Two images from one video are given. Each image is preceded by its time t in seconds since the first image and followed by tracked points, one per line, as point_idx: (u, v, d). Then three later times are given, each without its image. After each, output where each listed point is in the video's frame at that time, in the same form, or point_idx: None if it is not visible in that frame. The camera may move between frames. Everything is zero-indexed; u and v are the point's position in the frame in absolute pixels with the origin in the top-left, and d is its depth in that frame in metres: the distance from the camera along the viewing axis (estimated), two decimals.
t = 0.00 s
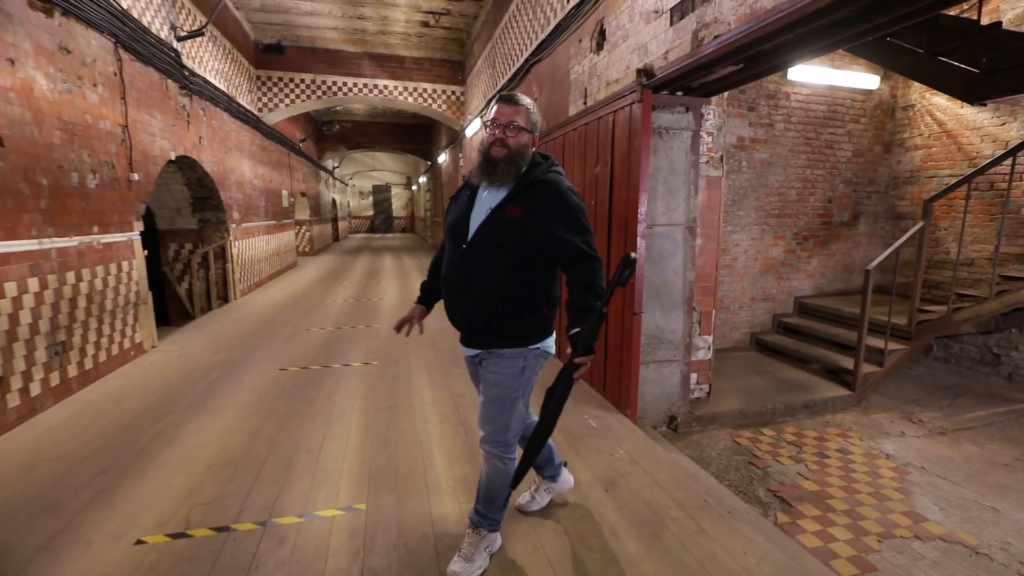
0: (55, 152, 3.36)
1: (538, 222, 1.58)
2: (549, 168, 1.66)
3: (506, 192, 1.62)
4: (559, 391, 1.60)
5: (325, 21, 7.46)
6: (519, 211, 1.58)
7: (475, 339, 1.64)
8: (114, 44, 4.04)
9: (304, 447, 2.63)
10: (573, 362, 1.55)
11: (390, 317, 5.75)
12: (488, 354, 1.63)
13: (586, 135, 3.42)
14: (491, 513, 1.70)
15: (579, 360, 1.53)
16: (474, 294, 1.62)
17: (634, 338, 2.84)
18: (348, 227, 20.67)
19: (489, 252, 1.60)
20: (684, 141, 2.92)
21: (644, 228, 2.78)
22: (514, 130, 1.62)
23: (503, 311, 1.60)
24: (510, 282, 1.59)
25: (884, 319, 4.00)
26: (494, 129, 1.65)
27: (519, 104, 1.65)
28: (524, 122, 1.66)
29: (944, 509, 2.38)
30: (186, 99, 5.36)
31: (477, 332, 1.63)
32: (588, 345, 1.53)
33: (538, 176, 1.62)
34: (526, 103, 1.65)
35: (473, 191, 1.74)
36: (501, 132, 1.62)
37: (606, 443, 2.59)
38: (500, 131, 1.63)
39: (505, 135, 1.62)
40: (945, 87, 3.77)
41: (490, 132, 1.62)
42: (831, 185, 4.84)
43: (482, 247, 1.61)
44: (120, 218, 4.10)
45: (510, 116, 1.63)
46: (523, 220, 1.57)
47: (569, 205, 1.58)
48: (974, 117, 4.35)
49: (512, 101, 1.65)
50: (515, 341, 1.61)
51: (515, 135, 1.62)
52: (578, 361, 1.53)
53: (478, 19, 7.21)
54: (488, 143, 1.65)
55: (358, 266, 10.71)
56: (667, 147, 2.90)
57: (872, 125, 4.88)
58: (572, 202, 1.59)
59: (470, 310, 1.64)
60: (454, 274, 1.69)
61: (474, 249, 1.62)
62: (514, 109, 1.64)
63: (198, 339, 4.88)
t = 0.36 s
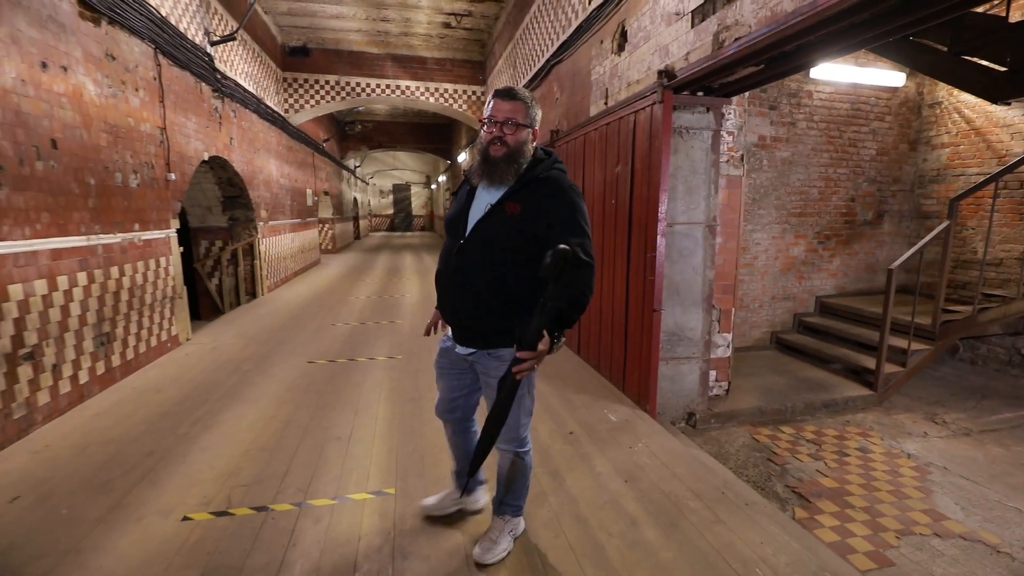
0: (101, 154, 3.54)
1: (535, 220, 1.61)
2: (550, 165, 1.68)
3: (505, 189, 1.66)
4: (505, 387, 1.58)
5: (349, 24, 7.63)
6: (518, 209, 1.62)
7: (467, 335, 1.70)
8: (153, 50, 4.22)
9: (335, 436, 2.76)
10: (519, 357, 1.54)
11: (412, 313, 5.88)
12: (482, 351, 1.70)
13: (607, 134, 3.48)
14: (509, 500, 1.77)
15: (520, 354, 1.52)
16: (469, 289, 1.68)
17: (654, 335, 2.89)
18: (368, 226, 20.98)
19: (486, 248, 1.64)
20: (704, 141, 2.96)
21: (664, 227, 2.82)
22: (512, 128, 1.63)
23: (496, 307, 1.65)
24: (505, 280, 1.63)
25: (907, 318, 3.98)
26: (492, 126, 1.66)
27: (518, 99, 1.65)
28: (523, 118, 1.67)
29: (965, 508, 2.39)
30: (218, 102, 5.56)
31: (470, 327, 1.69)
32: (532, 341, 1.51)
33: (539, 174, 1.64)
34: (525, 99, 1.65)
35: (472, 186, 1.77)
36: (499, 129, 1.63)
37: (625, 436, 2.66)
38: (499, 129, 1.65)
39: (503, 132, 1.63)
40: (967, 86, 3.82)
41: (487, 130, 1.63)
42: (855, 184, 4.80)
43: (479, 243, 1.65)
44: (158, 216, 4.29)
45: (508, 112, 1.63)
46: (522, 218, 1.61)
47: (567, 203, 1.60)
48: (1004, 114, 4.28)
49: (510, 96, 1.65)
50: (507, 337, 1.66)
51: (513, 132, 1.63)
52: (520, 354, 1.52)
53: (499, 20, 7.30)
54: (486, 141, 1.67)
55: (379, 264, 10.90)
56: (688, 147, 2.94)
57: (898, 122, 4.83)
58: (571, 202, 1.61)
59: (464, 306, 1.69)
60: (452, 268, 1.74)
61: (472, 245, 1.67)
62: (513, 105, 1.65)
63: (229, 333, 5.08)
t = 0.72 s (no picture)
0: (150, 155, 3.75)
1: (548, 217, 1.66)
2: (552, 160, 1.73)
3: (514, 187, 1.67)
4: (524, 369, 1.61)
5: (379, 25, 7.79)
6: (531, 206, 1.65)
7: (483, 334, 1.70)
8: (197, 55, 4.43)
9: (368, 424, 2.88)
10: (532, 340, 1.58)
11: (439, 309, 6.02)
12: (501, 349, 1.71)
13: (634, 133, 3.51)
14: (537, 484, 1.84)
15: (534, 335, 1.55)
16: (482, 288, 1.67)
17: (680, 331, 2.92)
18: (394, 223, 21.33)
19: (499, 246, 1.66)
20: (733, 138, 2.97)
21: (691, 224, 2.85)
22: (515, 125, 1.66)
23: (511, 303, 1.66)
24: (519, 276, 1.65)
25: (942, 319, 3.90)
26: (493, 126, 1.68)
27: (515, 97, 1.69)
28: (522, 115, 1.71)
29: (998, 510, 2.37)
30: (255, 103, 5.77)
31: (486, 326, 1.69)
32: (543, 321, 1.56)
33: (546, 169, 1.69)
34: (523, 97, 1.70)
35: (472, 186, 1.77)
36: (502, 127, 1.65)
37: (650, 430, 2.71)
38: (500, 126, 1.67)
39: (506, 129, 1.65)
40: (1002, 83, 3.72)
41: (490, 129, 1.65)
42: (889, 182, 4.70)
43: (491, 241, 1.67)
44: (201, 214, 4.51)
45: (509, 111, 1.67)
46: (536, 215, 1.65)
47: (575, 197, 1.69)
48: None
49: (509, 95, 1.69)
50: (521, 335, 1.69)
51: (516, 130, 1.66)
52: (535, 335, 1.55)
53: (526, 19, 7.35)
54: (488, 140, 1.67)
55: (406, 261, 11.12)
56: (716, 145, 2.95)
57: (935, 118, 4.70)
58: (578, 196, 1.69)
59: (477, 305, 1.69)
60: (461, 269, 1.73)
61: (483, 244, 1.68)
62: (512, 102, 1.69)
63: (266, 326, 5.30)
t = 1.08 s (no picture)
0: (193, 155, 3.94)
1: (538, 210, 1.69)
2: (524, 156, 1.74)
3: (497, 185, 1.67)
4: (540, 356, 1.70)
5: (406, 27, 7.94)
6: (520, 201, 1.66)
7: (480, 334, 1.69)
8: (236, 59, 4.61)
9: (398, 416, 2.99)
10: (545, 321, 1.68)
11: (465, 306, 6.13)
12: (498, 349, 1.72)
13: (661, 132, 3.53)
14: (557, 475, 1.88)
15: (545, 317, 1.66)
16: (477, 289, 1.67)
17: (705, 329, 2.94)
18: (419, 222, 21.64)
19: (491, 245, 1.65)
20: (760, 137, 2.96)
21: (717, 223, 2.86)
22: (489, 124, 1.63)
23: (506, 300, 1.69)
24: (514, 273, 1.67)
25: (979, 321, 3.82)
26: (466, 126, 1.63)
27: (485, 97, 1.67)
28: (493, 113, 1.68)
29: None
30: (289, 105, 5.97)
31: (482, 326, 1.69)
32: (552, 302, 1.68)
33: (523, 166, 1.71)
34: (492, 95, 1.67)
35: (448, 188, 1.72)
36: (477, 127, 1.61)
37: (674, 427, 2.74)
38: (474, 126, 1.63)
39: (481, 129, 1.61)
40: None
41: (465, 129, 1.60)
42: (923, 179, 4.59)
43: (483, 242, 1.66)
44: (239, 212, 4.70)
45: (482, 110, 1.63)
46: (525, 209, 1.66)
47: (554, 188, 1.75)
48: None
49: (479, 95, 1.66)
50: (518, 330, 1.73)
51: (490, 129, 1.63)
52: (548, 318, 1.66)
53: (551, 18, 7.39)
54: (463, 141, 1.62)
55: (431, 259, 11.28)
56: (744, 143, 2.96)
57: (973, 114, 4.57)
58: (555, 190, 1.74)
59: (470, 306, 1.68)
60: (450, 273, 1.70)
61: (472, 243, 1.66)
62: (483, 103, 1.66)
63: (299, 321, 5.49)
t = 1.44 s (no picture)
0: (226, 155, 4.08)
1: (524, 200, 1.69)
2: (502, 148, 1.76)
3: (481, 178, 1.68)
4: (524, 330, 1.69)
5: (428, 27, 8.03)
6: (505, 192, 1.67)
7: (477, 328, 1.68)
8: (265, 61, 4.75)
9: (422, 409, 3.07)
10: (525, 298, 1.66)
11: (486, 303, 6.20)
12: (494, 338, 1.72)
13: (683, 130, 3.53)
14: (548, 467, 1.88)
15: (525, 293, 1.64)
16: (470, 283, 1.65)
17: (727, 327, 2.94)
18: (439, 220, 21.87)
19: (484, 238, 1.66)
20: (785, 134, 2.95)
21: (740, 221, 2.86)
22: (467, 117, 1.62)
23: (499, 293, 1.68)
24: (506, 264, 1.67)
25: (1011, 322, 3.73)
26: (444, 120, 1.63)
27: (461, 91, 1.66)
28: (471, 108, 1.68)
29: None
30: (315, 105, 6.11)
31: (477, 321, 1.68)
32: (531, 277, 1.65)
33: (504, 159, 1.72)
34: (470, 90, 1.67)
35: (432, 185, 1.72)
36: (455, 120, 1.60)
37: (693, 423, 2.76)
38: (452, 119, 1.62)
39: (459, 121, 1.61)
40: None
41: (444, 123, 1.59)
42: (954, 177, 4.49)
43: (476, 236, 1.66)
44: (268, 210, 4.84)
45: (459, 104, 1.63)
46: (511, 199, 1.67)
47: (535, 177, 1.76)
48: None
49: (456, 91, 1.66)
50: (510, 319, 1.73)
51: (468, 121, 1.62)
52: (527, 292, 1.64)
53: (572, 16, 7.39)
54: (442, 135, 1.61)
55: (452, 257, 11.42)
56: (767, 141, 2.95)
57: (1007, 109, 4.44)
58: (536, 178, 1.76)
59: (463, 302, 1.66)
60: (441, 270, 1.68)
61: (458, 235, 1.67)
62: (459, 97, 1.66)
63: (324, 316, 5.64)
